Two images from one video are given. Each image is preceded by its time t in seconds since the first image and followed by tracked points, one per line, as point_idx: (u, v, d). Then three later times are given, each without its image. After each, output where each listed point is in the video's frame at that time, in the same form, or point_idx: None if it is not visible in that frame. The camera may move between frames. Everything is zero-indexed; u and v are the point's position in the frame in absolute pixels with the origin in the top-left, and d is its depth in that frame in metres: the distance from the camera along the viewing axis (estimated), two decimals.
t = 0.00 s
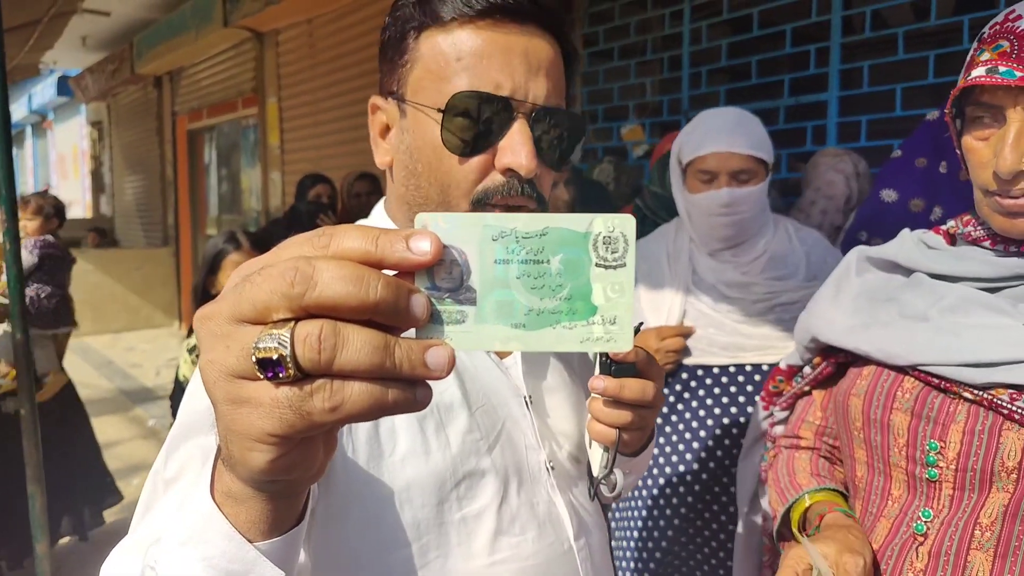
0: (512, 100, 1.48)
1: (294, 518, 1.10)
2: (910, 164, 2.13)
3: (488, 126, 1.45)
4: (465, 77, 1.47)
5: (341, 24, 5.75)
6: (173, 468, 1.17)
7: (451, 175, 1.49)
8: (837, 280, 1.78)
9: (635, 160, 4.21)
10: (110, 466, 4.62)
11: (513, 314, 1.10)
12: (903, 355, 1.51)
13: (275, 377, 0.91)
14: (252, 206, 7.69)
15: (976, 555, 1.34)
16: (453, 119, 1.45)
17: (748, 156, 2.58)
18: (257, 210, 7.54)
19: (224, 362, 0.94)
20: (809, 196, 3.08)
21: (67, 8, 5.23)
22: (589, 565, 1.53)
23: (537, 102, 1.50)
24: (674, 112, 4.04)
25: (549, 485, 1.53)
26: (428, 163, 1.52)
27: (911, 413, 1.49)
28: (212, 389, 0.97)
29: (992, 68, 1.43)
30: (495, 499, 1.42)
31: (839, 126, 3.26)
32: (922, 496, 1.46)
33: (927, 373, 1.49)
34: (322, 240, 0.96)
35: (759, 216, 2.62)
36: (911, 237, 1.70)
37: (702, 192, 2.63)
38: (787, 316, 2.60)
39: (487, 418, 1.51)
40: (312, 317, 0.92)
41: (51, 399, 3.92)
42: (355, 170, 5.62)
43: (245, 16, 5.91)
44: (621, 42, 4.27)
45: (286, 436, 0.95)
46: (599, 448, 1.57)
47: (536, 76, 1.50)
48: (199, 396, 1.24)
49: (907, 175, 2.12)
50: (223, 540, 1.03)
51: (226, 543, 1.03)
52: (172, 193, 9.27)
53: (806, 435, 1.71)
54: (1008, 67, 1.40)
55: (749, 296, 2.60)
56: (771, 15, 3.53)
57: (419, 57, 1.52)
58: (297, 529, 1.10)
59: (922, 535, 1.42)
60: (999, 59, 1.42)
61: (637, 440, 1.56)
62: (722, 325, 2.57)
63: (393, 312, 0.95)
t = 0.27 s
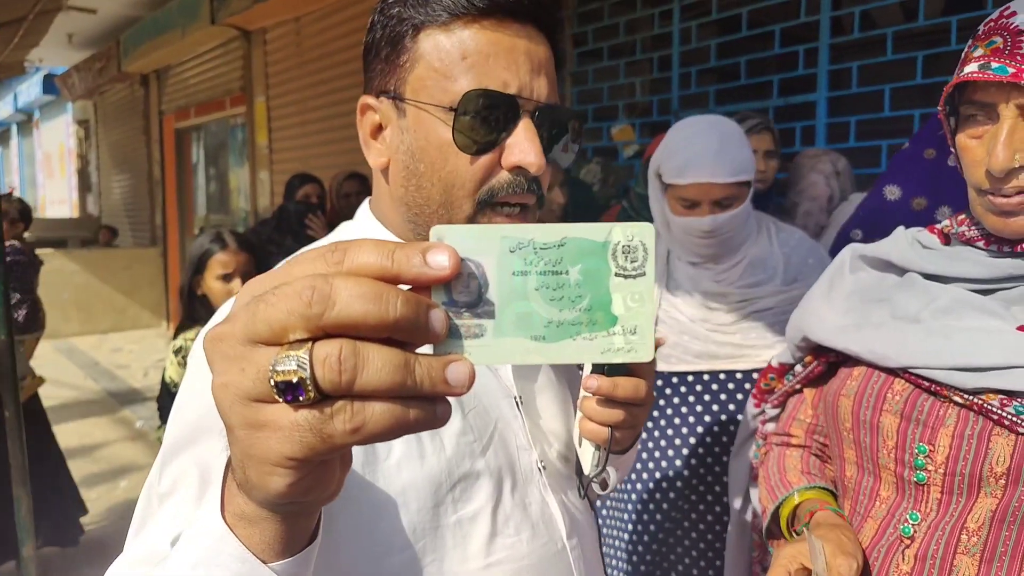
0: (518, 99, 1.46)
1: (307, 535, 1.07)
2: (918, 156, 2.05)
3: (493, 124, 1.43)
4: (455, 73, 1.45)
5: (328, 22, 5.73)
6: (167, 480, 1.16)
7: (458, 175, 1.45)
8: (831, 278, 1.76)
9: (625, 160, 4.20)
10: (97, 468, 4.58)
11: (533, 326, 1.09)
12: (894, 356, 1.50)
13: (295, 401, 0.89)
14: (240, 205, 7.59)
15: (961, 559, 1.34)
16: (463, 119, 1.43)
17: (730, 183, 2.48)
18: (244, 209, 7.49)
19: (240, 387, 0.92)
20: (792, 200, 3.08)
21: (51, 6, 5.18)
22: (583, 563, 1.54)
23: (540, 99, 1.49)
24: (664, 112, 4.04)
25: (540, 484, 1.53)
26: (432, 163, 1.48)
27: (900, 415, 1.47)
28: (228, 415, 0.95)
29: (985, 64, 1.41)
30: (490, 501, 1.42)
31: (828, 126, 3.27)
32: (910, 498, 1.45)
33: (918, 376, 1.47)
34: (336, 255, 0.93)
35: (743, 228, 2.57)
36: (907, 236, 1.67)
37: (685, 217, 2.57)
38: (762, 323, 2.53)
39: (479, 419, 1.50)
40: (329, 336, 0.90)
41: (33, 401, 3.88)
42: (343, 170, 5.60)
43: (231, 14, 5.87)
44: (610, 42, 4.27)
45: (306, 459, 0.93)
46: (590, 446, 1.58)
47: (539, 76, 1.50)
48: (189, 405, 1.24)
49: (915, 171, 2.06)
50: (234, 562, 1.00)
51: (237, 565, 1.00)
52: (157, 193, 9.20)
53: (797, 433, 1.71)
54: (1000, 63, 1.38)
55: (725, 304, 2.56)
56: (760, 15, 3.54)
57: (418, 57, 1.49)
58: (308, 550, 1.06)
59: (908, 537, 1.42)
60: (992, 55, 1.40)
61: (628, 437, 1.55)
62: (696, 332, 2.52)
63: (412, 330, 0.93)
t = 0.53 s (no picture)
0: (488, 87, 1.45)
1: (317, 543, 1.05)
2: (925, 160, 1.89)
3: (465, 112, 1.43)
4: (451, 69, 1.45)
5: (323, 20, 5.71)
6: (159, 477, 1.16)
7: (425, 164, 1.45)
8: (827, 275, 1.75)
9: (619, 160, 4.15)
10: (89, 469, 4.55)
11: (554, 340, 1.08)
12: (890, 358, 1.50)
13: (323, 421, 0.88)
14: (233, 204, 7.57)
15: (954, 562, 1.36)
16: (429, 107, 1.43)
17: (721, 168, 2.48)
18: (238, 208, 7.45)
19: (264, 405, 0.91)
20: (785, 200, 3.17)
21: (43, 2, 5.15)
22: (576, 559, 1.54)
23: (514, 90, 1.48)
24: (658, 112, 4.02)
25: (534, 481, 1.52)
26: (402, 152, 1.49)
27: (895, 418, 1.48)
28: (251, 432, 0.93)
29: (994, 60, 1.40)
30: (482, 498, 1.41)
31: (822, 126, 3.24)
32: (906, 500, 1.46)
33: (914, 379, 1.48)
34: (347, 269, 0.92)
35: (732, 225, 2.53)
36: (905, 234, 1.67)
37: (673, 203, 2.56)
38: (747, 326, 2.49)
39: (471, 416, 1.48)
40: (356, 353, 0.90)
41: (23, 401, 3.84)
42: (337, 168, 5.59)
43: (225, 11, 5.85)
44: (605, 41, 4.27)
45: (330, 477, 0.92)
46: (581, 444, 1.59)
47: (513, 65, 1.48)
48: (181, 401, 1.23)
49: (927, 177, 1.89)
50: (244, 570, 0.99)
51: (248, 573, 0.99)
52: (149, 191, 9.17)
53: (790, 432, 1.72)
54: (1009, 60, 1.38)
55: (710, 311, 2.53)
56: (755, 15, 3.55)
57: (394, 48, 1.50)
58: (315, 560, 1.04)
59: (901, 539, 1.44)
60: (1002, 51, 1.40)
61: (621, 436, 1.51)
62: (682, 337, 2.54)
63: (437, 348, 0.93)
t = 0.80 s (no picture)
0: (472, 87, 1.45)
1: (320, 528, 1.05)
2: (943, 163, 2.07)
3: (449, 111, 1.44)
4: (442, 70, 1.45)
5: (320, 21, 5.72)
6: (154, 469, 1.16)
7: (410, 166, 1.46)
8: (824, 275, 1.77)
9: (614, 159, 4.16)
10: (85, 469, 4.55)
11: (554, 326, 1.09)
12: (884, 357, 1.51)
13: (328, 401, 0.88)
14: (229, 204, 7.57)
15: (946, 559, 1.36)
16: (413, 109, 1.44)
17: (723, 157, 2.52)
18: (234, 208, 7.45)
19: (270, 385, 0.91)
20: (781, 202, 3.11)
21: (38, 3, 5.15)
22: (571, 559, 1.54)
23: (498, 90, 1.47)
24: (655, 111, 4.03)
25: (530, 480, 1.52)
26: (389, 152, 1.50)
27: (887, 416, 1.48)
28: (257, 412, 0.93)
29: (980, 58, 1.41)
30: (477, 496, 1.41)
31: (820, 125, 3.25)
32: (900, 498, 1.46)
33: (907, 377, 1.48)
34: (353, 251, 0.92)
35: (734, 220, 2.56)
36: (903, 234, 1.68)
37: (676, 193, 2.60)
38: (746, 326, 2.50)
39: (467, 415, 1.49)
40: (361, 334, 0.90)
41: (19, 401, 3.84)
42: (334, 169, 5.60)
43: (221, 12, 5.85)
44: (601, 41, 4.28)
45: (334, 457, 0.92)
46: (577, 443, 1.57)
47: (497, 65, 1.47)
48: (176, 395, 1.23)
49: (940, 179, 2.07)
50: (246, 553, 0.98)
51: (250, 555, 0.98)
52: (147, 191, 9.16)
53: (788, 433, 1.72)
54: (994, 59, 1.38)
55: (711, 309, 2.55)
56: (751, 15, 3.55)
57: (381, 50, 1.50)
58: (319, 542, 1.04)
59: (893, 536, 1.44)
60: (988, 49, 1.40)
61: (616, 434, 1.55)
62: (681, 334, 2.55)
63: (441, 331, 0.94)
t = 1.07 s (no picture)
0: (485, 98, 1.45)
1: (322, 531, 1.04)
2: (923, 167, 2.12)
3: (462, 120, 1.44)
4: (445, 76, 1.45)
5: (319, 21, 5.72)
6: (153, 473, 1.16)
7: (424, 174, 1.46)
8: (818, 281, 1.79)
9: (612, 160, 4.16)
10: (84, 471, 4.54)
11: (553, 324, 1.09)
12: (873, 361, 1.52)
13: (334, 400, 0.88)
14: (228, 205, 7.57)
15: (938, 560, 1.36)
16: (428, 117, 1.44)
17: (744, 154, 2.53)
18: (233, 209, 7.44)
19: (275, 384, 0.90)
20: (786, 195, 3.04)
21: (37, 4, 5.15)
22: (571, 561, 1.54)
23: (512, 100, 1.48)
24: (653, 112, 4.05)
25: (530, 483, 1.53)
26: (401, 160, 1.50)
27: (877, 418, 1.49)
28: (261, 414, 0.93)
29: (964, 58, 1.42)
30: (476, 499, 1.41)
31: (817, 126, 3.28)
32: (893, 499, 1.46)
33: (896, 379, 1.49)
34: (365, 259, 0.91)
35: (753, 219, 2.57)
36: (893, 239, 1.69)
37: (695, 189, 2.61)
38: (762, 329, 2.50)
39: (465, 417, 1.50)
40: (365, 333, 0.90)
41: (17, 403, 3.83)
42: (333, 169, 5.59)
43: (220, 13, 5.84)
44: (599, 42, 4.28)
45: (339, 457, 0.92)
46: (576, 445, 1.55)
47: (509, 76, 1.48)
48: (174, 399, 1.23)
49: (921, 183, 2.11)
50: (252, 555, 0.98)
51: (256, 557, 0.98)
52: (145, 192, 9.15)
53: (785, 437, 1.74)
54: (977, 57, 1.39)
55: (724, 309, 2.55)
56: (749, 16, 3.55)
57: (392, 57, 1.49)
58: (321, 544, 1.04)
59: (885, 536, 1.44)
60: (972, 50, 1.42)
61: (616, 436, 1.55)
62: (692, 334, 2.55)
63: (444, 331, 0.94)
